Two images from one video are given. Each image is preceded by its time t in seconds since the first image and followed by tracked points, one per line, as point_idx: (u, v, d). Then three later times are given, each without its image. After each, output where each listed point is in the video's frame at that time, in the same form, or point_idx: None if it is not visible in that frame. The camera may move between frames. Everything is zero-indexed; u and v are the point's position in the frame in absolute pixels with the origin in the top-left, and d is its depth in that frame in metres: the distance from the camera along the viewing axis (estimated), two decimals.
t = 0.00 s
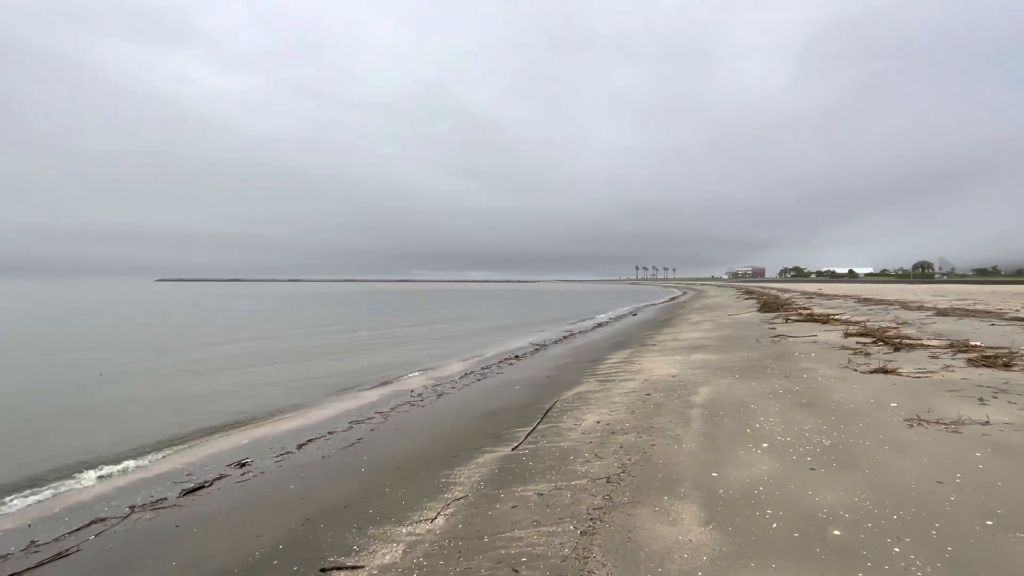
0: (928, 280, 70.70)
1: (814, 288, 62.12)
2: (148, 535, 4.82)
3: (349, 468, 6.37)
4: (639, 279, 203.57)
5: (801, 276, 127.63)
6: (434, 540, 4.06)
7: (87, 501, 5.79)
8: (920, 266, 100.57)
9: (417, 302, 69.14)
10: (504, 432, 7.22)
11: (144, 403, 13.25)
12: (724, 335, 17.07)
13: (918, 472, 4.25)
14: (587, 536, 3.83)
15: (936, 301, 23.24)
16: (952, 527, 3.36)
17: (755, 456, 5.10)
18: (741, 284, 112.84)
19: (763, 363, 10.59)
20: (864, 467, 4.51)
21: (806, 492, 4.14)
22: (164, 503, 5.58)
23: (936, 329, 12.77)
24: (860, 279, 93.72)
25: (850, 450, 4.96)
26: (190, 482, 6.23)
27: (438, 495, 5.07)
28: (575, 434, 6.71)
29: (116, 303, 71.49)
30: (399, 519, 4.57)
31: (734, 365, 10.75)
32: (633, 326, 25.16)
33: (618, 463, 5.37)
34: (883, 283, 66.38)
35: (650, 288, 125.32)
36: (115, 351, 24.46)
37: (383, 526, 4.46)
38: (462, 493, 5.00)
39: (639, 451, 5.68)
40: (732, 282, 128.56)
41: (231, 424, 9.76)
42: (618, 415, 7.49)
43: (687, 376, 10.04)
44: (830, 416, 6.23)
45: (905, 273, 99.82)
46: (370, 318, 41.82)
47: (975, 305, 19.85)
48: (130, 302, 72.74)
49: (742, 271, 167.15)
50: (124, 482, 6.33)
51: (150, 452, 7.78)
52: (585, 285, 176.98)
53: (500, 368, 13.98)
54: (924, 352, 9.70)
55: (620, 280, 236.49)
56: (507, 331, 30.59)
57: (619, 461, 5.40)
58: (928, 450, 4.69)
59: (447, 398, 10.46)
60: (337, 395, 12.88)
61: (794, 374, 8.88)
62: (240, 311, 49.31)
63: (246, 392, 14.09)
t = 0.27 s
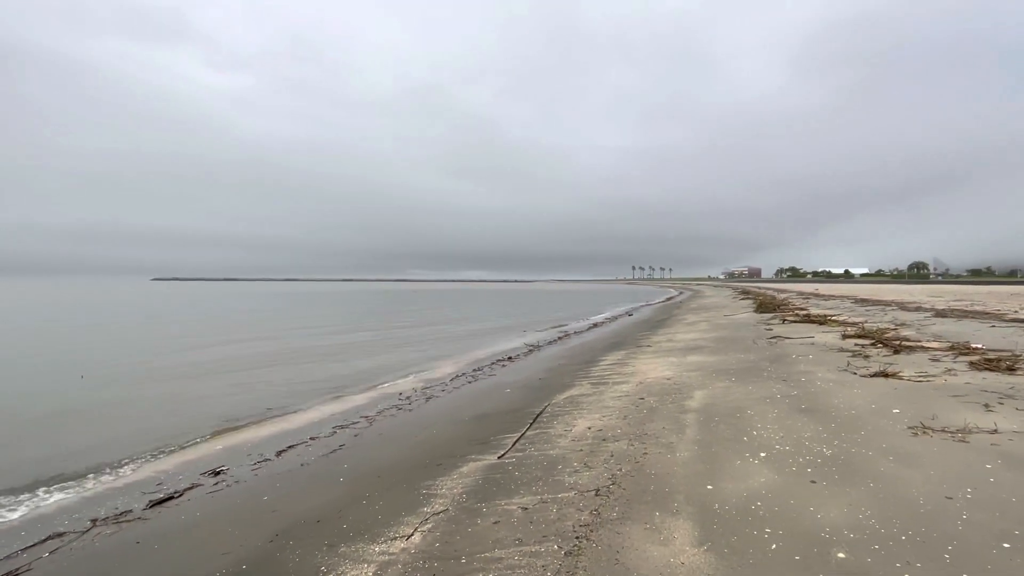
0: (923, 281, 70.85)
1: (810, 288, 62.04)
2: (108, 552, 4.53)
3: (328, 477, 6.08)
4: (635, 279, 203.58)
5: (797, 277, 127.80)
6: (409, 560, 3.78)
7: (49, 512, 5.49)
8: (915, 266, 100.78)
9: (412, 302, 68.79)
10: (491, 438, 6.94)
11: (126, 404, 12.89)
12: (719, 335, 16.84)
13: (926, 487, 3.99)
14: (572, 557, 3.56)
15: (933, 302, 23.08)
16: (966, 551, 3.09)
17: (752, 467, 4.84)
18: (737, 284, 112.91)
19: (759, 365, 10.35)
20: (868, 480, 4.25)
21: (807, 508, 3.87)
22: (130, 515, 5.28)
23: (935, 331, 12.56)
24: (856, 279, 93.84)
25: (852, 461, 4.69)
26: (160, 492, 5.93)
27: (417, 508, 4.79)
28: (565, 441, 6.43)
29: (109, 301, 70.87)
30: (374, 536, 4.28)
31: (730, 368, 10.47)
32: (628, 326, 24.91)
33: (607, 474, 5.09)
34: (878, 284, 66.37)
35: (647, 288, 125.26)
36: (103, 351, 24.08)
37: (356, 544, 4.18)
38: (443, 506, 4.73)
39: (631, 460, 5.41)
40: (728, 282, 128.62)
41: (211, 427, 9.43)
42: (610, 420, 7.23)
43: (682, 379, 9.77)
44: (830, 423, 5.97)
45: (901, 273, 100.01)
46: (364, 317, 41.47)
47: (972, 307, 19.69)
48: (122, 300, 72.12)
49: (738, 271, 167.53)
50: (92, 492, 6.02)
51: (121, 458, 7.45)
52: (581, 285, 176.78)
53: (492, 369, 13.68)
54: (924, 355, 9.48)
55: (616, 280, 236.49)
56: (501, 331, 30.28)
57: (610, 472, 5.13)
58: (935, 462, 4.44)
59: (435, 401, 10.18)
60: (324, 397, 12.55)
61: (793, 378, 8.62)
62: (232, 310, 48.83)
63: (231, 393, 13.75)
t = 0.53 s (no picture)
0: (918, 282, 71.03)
1: (806, 288, 62.04)
2: (59, 568, 4.23)
3: (303, 485, 5.79)
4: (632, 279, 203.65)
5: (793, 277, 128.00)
6: None
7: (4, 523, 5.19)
8: (910, 267, 101.05)
9: (408, 301, 68.44)
10: (476, 443, 6.66)
11: (106, 405, 12.55)
12: (714, 336, 16.60)
13: (932, 499, 3.73)
14: None
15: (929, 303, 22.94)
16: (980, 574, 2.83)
17: (747, 476, 4.58)
18: (733, 284, 112.98)
19: (755, 367, 10.10)
20: (870, 491, 3.99)
21: (806, 523, 3.61)
22: (89, 527, 4.99)
23: (933, 331, 12.36)
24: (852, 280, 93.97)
25: (853, 470, 4.44)
26: (125, 501, 5.63)
27: (393, 520, 4.51)
28: (552, 447, 6.16)
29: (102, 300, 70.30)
30: (343, 551, 4.00)
31: (725, 369, 10.22)
32: (623, 326, 24.67)
33: (594, 483, 4.81)
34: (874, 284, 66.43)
35: (643, 287, 125.20)
36: (90, 350, 23.68)
37: (323, 560, 3.89)
38: (419, 518, 4.45)
39: (620, 468, 5.14)
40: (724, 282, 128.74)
41: (189, 430, 9.11)
42: (600, 424, 6.96)
43: (675, 381, 9.51)
44: (829, 428, 5.72)
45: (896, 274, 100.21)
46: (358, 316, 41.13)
47: (969, 307, 19.52)
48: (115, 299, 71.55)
49: (734, 271, 167.73)
50: (53, 501, 5.72)
51: (90, 464, 7.13)
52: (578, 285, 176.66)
53: (483, 370, 13.41)
54: (924, 356, 9.25)
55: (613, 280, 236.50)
56: (495, 331, 30.02)
57: (597, 481, 4.85)
58: (940, 471, 4.18)
59: (422, 404, 9.89)
60: (310, 398, 12.24)
61: (789, 380, 8.37)
62: (226, 309, 48.41)
63: (216, 393, 13.44)
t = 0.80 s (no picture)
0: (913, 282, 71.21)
1: (801, 289, 62.13)
2: None
3: (276, 498, 5.49)
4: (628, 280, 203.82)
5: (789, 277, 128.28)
6: None
7: None
8: (905, 268, 101.32)
9: (403, 301, 68.07)
10: (461, 452, 6.37)
11: (87, 409, 12.20)
12: (710, 338, 16.36)
13: (942, 518, 3.47)
14: None
15: (926, 304, 22.79)
16: None
17: (743, 492, 4.30)
18: (729, 284, 113.13)
19: (751, 370, 9.85)
20: (874, 510, 3.72)
21: (806, 546, 3.33)
22: (43, 544, 4.67)
23: (932, 334, 12.14)
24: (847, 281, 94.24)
25: (854, 484, 4.17)
26: (86, 515, 5.31)
27: (365, 538, 4.22)
28: (539, 456, 5.88)
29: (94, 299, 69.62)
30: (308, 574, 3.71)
31: (720, 373, 9.97)
32: (618, 327, 24.42)
33: (581, 498, 4.53)
34: (869, 285, 66.56)
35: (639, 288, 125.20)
36: (76, 351, 23.27)
37: None
38: (393, 536, 4.16)
39: (609, 481, 4.86)
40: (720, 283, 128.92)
41: (166, 435, 8.79)
42: (590, 432, 6.68)
43: (669, 385, 9.24)
44: (828, 437, 5.45)
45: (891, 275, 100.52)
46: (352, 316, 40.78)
47: (966, 309, 19.35)
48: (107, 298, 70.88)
49: (730, 272, 168.00)
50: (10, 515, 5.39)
51: (56, 472, 6.80)
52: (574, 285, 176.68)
53: (474, 373, 13.13)
54: (923, 360, 9.02)
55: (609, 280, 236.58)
56: (490, 331, 29.72)
57: (584, 495, 4.57)
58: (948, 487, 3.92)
59: (409, 408, 9.59)
60: (296, 402, 11.92)
61: (786, 385, 8.12)
62: (218, 309, 47.90)
63: (200, 396, 13.10)
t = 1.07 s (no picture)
0: (907, 283, 71.35)
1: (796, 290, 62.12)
2: None
3: (245, 510, 5.17)
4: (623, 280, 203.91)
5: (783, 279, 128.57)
6: None
7: None
8: (898, 269, 101.72)
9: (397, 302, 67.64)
10: (444, 460, 6.06)
11: (62, 413, 11.78)
12: (705, 339, 16.11)
13: (956, 538, 3.19)
14: None
15: (921, 305, 22.66)
16: None
17: (740, 505, 4.02)
18: (724, 285, 113.21)
19: (747, 373, 9.59)
20: (882, 527, 3.44)
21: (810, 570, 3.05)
22: None
23: (930, 335, 11.93)
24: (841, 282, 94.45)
25: (859, 498, 3.89)
26: (40, 529, 4.97)
27: (333, 557, 3.91)
28: (525, 465, 5.57)
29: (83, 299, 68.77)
30: None
31: (715, 376, 9.69)
32: (612, 328, 24.17)
33: (567, 512, 4.23)
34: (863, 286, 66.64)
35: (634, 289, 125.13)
36: (59, 353, 22.75)
37: None
38: (364, 556, 3.85)
39: (597, 493, 4.56)
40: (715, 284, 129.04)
41: (139, 441, 8.40)
42: (580, 438, 6.39)
43: (663, 389, 8.95)
44: (829, 445, 5.18)
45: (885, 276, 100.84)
46: (344, 317, 40.36)
47: (962, 310, 19.19)
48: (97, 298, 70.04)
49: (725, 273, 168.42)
50: None
51: (15, 483, 6.42)
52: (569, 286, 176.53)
53: (464, 375, 12.81)
54: (923, 363, 8.78)
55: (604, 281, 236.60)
56: (483, 333, 29.39)
57: (570, 509, 4.27)
58: (960, 501, 3.65)
59: (394, 413, 9.25)
60: (280, 405, 11.55)
61: (784, 389, 7.85)
62: (208, 311, 47.29)
63: (181, 401, 12.70)
